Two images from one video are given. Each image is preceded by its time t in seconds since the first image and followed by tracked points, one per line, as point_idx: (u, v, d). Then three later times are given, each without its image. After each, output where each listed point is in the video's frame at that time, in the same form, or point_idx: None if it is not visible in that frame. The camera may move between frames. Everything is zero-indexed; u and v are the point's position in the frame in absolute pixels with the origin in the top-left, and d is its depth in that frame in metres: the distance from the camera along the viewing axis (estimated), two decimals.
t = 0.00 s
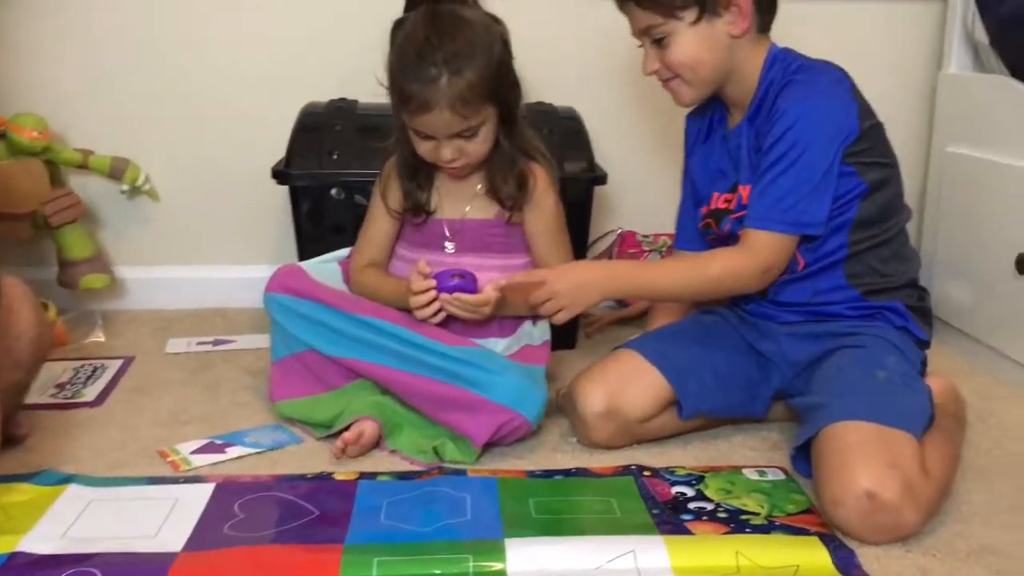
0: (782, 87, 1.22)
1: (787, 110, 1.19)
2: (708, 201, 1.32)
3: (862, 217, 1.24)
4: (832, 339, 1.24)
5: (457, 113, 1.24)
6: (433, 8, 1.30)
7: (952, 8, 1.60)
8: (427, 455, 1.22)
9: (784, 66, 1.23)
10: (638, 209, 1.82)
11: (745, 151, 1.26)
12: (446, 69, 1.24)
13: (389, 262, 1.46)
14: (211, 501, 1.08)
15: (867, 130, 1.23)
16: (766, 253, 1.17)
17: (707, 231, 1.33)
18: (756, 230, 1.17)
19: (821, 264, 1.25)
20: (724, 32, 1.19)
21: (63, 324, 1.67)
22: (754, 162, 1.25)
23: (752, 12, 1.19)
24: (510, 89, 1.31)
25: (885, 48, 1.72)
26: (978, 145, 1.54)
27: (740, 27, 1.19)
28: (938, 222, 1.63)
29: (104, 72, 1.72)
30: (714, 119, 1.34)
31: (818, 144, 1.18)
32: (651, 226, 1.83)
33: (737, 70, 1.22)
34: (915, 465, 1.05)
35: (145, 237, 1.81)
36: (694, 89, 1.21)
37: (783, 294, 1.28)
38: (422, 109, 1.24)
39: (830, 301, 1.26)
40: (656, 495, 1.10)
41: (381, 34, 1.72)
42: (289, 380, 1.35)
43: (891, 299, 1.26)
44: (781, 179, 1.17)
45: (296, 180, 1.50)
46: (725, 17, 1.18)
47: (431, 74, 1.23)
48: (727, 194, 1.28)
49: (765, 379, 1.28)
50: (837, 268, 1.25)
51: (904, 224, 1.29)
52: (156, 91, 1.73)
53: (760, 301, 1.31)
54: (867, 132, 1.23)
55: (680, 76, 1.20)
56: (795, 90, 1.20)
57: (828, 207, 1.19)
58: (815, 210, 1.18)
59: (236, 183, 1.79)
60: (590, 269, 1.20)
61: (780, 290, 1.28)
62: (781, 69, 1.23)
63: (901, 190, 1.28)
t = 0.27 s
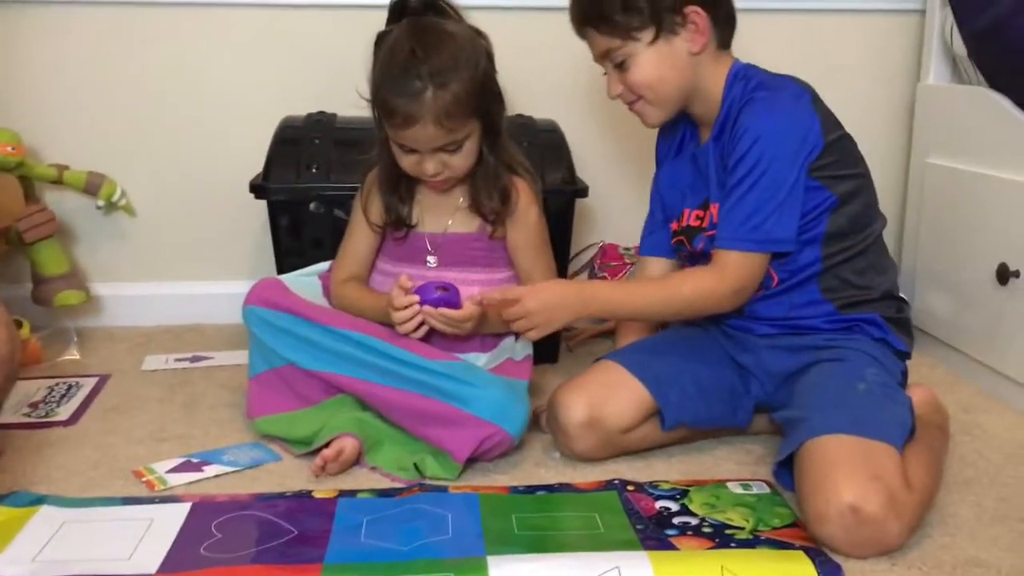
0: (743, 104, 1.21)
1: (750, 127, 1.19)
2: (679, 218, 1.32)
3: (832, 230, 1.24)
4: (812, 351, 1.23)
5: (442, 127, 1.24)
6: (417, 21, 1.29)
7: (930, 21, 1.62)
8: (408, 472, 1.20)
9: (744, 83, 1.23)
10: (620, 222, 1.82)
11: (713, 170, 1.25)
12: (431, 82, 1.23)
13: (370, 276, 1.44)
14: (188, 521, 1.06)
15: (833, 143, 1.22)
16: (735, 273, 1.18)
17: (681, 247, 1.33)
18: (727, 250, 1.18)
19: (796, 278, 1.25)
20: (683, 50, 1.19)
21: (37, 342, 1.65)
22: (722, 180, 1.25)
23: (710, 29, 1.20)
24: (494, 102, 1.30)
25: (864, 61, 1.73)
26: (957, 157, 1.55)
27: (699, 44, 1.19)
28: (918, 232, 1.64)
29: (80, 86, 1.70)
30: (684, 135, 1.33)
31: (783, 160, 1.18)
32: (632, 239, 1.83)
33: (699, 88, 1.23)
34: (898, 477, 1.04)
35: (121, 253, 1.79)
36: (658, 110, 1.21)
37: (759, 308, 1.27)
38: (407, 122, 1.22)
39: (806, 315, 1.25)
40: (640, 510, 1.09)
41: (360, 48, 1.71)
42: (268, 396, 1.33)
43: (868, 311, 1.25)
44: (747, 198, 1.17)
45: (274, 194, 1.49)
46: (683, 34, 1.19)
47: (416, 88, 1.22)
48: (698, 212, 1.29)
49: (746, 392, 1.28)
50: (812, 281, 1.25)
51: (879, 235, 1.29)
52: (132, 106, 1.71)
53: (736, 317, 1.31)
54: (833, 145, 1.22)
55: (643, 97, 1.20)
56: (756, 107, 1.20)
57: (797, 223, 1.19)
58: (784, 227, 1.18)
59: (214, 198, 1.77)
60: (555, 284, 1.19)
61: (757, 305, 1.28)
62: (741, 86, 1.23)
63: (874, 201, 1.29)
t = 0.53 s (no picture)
0: (730, 127, 1.21)
1: (737, 150, 1.18)
2: (670, 239, 1.33)
3: (823, 250, 1.24)
4: (807, 370, 1.23)
5: (440, 148, 1.24)
6: (414, 41, 1.29)
7: (923, 41, 1.62)
8: (401, 493, 1.19)
9: (730, 106, 1.23)
10: (614, 242, 1.82)
11: (703, 192, 1.25)
12: (430, 103, 1.23)
13: (363, 296, 1.44)
14: (178, 544, 1.05)
15: (822, 163, 1.22)
16: (726, 296, 1.17)
17: (673, 267, 1.33)
18: (718, 273, 1.17)
19: (788, 298, 1.24)
20: (668, 74, 1.19)
21: (27, 363, 1.63)
22: (712, 203, 1.24)
23: (693, 51, 1.20)
24: (492, 123, 1.30)
25: (857, 81, 1.74)
26: (951, 177, 1.55)
27: (683, 67, 1.19)
28: (913, 251, 1.64)
29: (74, 106, 1.69)
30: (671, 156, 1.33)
31: (773, 183, 1.18)
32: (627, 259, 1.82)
33: (685, 112, 1.23)
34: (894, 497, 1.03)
35: (113, 273, 1.78)
36: (647, 136, 1.21)
37: (752, 328, 1.27)
38: (405, 143, 1.22)
39: (799, 334, 1.25)
40: (636, 531, 1.08)
41: (355, 68, 1.71)
42: (260, 416, 1.32)
43: (860, 329, 1.25)
44: (736, 220, 1.17)
45: (266, 214, 1.49)
46: (666, 58, 1.19)
47: (414, 108, 1.22)
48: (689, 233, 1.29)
49: (741, 411, 1.27)
50: (803, 301, 1.25)
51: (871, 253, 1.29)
52: (126, 126, 1.71)
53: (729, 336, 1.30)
54: (821, 164, 1.22)
55: (631, 123, 1.20)
56: (743, 129, 1.20)
57: (786, 244, 1.19)
58: (773, 249, 1.18)
59: (207, 218, 1.76)
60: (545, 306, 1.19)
61: (749, 325, 1.27)
62: (727, 109, 1.23)
63: (864, 219, 1.29)
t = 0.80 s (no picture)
0: (725, 149, 1.21)
1: (732, 171, 1.19)
2: (666, 260, 1.33)
3: (820, 271, 1.24)
4: (805, 391, 1.22)
5: (438, 169, 1.24)
6: (414, 62, 1.29)
7: (918, 64, 1.63)
8: (396, 514, 1.18)
9: (725, 129, 1.23)
10: (611, 262, 1.81)
11: (699, 214, 1.25)
12: (429, 123, 1.23)
13: (358, 315, 1.43)
14: (169, 565, 1.03)
15: (817, 185, 1.22)
16: (724, 317, 1.17)
17: (670, 288, 1.33)
18: (715, 294, 1.17)
19: (785, 320, 1.24)
20: (662, 96, 1.20)
21: (20, 382, 1.62)
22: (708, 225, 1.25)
23: (687, 74, 1.20)
24: (489, 143, 1.30)
25: (852, 102, 1.75)
26: (947, 199, 1.56)
27: (678, 88, 1.20)
28: (910, 273, 1.64)
29: (71, 125, 1.69)
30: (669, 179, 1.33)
31: (768, 201, 1.18)
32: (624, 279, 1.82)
33: (680, 133, 1.23)
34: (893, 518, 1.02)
35: (108, 292, 1.77)
36: (644, 159, 1.21)
37: (748, 348, 1.26)
38: (404, 163, 1.22)
39: (796, 355, 1.25)
40: (633, 553, 1.07)
41: (353, 89, 1.72)
42: (254, 436, 1.31)
43: (858, 350, 1.25)
44: (732, 242, 1.17)
45: (263, 233, 1.48)
46: (661, 81, 1.19)
47: (414, 129, 1.22)
48: (686, 254, 1.29)
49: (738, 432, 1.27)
50: (801, 322, 1.25)
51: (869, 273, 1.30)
52: (122, 145, 1.71)
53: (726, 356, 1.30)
54: (817, 186, 1.22)
55: (627, 146, 1.20)
56: (738, 151, 1.20)
57: (784, 266, 1.18)
58: (770, 270, 1.18)
59: (203, 237, 1.76)
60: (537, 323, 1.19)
61: (747, 345, 1.26)
62: (722, 132, 1.23)
63: (862, 239, 1.29)
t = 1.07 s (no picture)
0: (721, 150, 1.21)
1: (722, 170, 1.18)
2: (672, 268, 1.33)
3: (824, 277, 1.24)
4: (810, 398, 1.22)
5: (442, 176, 1.23)
6: (419, 68, 1.29)
7: (922, 72, 1.63)
8: (398, 520, 1.17)
9: (724, 132, 1.23)
10: (615, 270, 1.81)
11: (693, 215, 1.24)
12: (434, 131, 1.23)
13: (360, 323, 1.43)
14: (170, 571, 1.03)
15: (819, 189, 1.22)
16: (689, 307, 1.15)
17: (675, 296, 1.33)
18: (685, 283, 1.15)
19: (791, 327, 1.24)
20: (663, 103, 1.19)
21: (21, 388, 1.62)
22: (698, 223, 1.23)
23: (689, 82, 1.20)
24: (494, 149, 1.30)
25: (856, 109, 1.75)
26: (951, 207, 1.55)
27: (678, 96, 1.19)
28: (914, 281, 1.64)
29: (75, 131, 1.69)
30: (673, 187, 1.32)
31: (746, 197, 1.16)
32: (627, 287, 1.82)
33: (682, 141, 1.22)
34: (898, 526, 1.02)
35: (110, 298, 1.77)
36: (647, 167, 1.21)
37: (754, 356, 1.27)
38: (407, 170, 1.22)
39: (802, 363, 1.25)
40: (637, 560, 1.06)
41: (357, 96, 1.72)
42: (256, 442, 1.30)
43: (865, 357, 1.24)
44: (710, 234, 1.16)
45: (265, 240, 1.48)
46: (662, 86, 1.19)
47: (419, 136, 1.22)
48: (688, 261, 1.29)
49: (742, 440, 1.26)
50: (807, 330, 1.25)
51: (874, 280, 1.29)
52: (126, 152, 1.71)
53: (730, 363, 1.30)
54: (821, 190, 1.22)
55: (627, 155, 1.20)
56: (732, 151, 1.19)
57: (761, 265, 1.16)
58: (746, 266, 1.15)
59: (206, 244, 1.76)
60: (497, 295, 1.17)
61: (753, 353, 1.27)
62: (721, 135, 1.22)
63: (865, 246, 1.29)
